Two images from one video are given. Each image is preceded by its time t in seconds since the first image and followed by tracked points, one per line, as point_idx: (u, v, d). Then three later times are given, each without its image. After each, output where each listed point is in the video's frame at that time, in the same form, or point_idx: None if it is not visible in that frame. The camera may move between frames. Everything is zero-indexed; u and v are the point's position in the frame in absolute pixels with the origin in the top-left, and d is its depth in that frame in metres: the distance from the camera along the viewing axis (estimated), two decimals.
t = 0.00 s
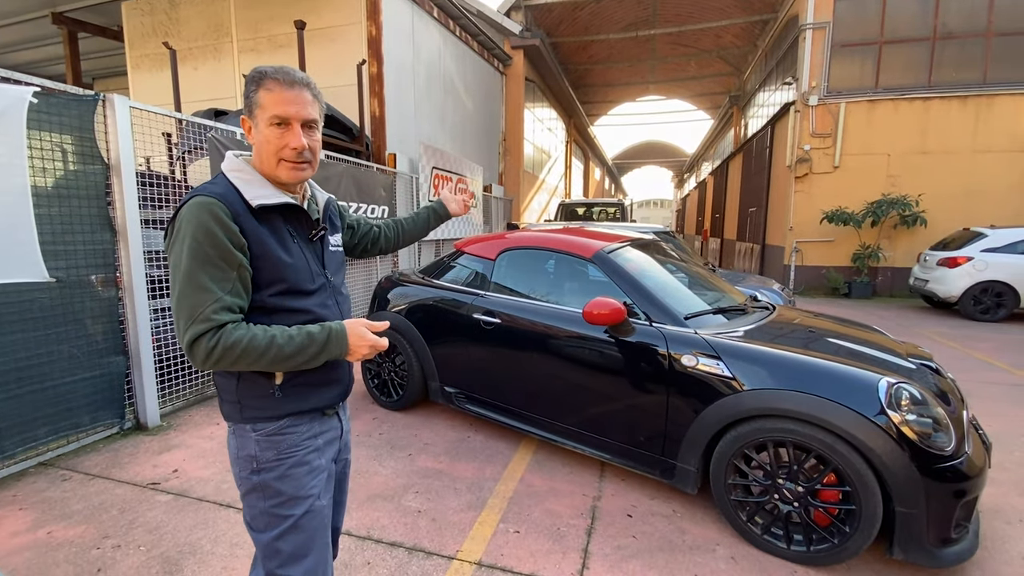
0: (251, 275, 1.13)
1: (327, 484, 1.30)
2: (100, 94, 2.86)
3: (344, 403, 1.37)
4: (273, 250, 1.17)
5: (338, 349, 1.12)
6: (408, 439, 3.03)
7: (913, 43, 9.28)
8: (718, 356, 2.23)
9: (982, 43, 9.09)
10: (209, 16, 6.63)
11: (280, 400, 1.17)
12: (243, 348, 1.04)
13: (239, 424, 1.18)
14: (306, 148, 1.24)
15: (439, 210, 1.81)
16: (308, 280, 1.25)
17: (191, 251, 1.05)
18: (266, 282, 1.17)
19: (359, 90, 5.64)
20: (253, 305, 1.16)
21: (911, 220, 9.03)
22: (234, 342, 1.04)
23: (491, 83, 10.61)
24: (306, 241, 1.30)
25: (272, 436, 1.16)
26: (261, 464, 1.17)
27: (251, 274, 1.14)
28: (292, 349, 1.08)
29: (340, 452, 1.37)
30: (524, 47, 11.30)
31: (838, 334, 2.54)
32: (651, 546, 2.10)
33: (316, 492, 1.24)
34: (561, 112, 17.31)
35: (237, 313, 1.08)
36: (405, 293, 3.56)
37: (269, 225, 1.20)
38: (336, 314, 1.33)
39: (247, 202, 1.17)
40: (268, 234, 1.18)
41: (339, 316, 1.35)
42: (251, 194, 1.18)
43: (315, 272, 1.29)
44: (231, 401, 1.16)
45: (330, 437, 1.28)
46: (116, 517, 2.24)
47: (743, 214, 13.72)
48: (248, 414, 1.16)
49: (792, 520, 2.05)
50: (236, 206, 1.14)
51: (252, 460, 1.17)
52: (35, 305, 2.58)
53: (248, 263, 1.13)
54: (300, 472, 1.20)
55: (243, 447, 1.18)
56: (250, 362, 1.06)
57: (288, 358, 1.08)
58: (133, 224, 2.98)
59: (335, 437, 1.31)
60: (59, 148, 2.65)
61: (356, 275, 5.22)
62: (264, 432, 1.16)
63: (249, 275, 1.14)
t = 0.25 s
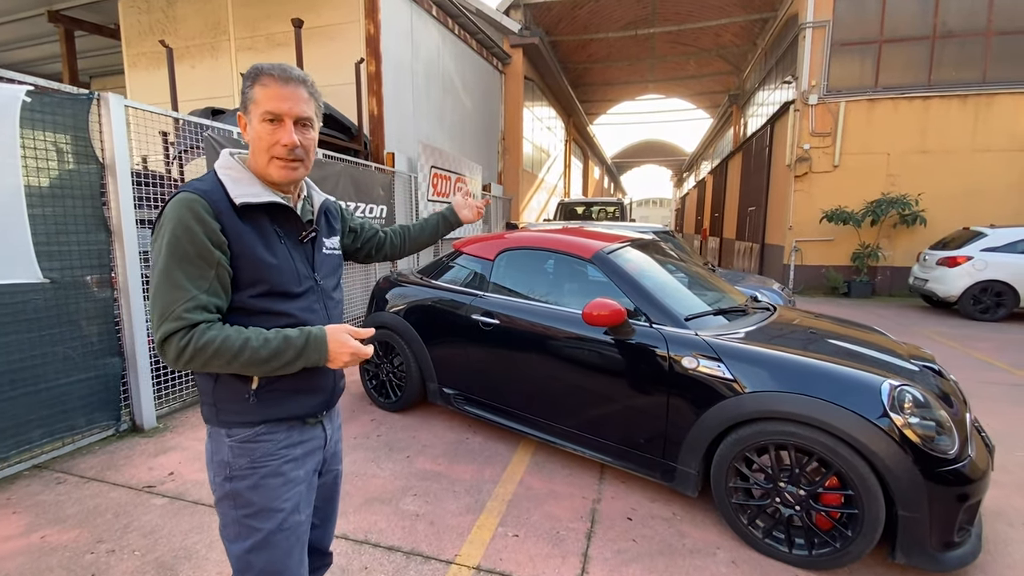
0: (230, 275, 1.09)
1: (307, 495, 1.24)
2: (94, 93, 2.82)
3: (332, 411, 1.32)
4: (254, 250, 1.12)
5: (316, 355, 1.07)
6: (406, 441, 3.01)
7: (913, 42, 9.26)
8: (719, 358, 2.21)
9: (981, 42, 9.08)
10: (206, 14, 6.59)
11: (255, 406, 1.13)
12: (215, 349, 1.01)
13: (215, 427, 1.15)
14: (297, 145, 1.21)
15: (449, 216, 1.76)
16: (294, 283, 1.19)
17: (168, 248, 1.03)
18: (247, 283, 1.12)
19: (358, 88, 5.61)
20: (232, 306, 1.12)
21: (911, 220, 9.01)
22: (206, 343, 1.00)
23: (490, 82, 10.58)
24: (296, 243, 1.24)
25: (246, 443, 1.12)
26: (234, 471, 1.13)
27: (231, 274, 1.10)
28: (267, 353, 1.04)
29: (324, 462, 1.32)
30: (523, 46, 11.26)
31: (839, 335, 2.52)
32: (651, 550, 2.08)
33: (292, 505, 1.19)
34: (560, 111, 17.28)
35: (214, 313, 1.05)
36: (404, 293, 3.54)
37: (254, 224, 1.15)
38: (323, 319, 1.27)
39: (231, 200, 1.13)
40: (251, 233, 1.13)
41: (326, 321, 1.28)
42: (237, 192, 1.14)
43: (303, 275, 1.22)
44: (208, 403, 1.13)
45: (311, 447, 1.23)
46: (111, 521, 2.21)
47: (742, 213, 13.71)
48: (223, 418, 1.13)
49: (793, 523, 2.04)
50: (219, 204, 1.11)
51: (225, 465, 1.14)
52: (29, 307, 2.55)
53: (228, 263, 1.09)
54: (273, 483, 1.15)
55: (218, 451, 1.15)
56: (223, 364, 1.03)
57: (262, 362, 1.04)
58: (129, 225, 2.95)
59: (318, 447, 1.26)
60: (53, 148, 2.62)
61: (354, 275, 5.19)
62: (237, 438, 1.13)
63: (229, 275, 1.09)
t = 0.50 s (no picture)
0: (211, 283, 1.04)
1: (302, 514, 1.19)
2: (91, 92, 2.79)
3: (331, 422, 1.27)
4: (236, 257, 1.08)
5: (304, 366, 1.02)
6: (406, 444, 2.98)
7: (915, 41, 9.21)
8: (724, 362, 2.18)
9: (985, 41, 9.03)
10: (205, 12, 6.55)
11: (244, 422, 1.08)
12: (195, 362, 0.96)
13: (205, 444, 1.11)
14: (282, 143, 1.17)
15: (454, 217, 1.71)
16: (282, 290, 1.14)
17: (144, 257, 0.98)
18: (229, 292, 1.07)
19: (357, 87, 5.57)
20: (216, 315, 1.07)
21: (914, 219, 8.96)
22: (185, 356, 0.96)
23: (491, 80, 10.53)
24: (283, 247, 1.19)
25: (235, 462, 1.08)
26: (223, 491, 1.09)
27: (213, 283, 1.06)
28: (251, 365, 1.00)
29: (323, 478, 1.27)
30: (524, 44, 11.21)
31: (845, 337, 2.49)
32: (655, 557, 2.05)
33: (285, 525, 1.14)
34: (561, 110, 17.23)
35: (195, 323, 1.01)
36: (404, 294, 3.51)
37: (235, 228, 1.10)
38: (314, 326, 1.22)
39: (210, 203, 1.08)
40: (232, 238, 1.08)
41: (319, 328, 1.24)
42: (216, 195, 1.09)
43: (292, 280, 1.18)
44: (197, 419, 1.09)
45: (306, 463, 1.18)
46: (107, 526, 2.18)
47: (744, 212, 13.67)
48: (212, 435, 1.08)
49: (799, 530, 2.01)
50: (197, 208, 1.06)
51: (214, 484, 1.09)
52: (24, 309, 2.52)
53: (209, 271, 1.04)
54: (264, 504, 1.10)
55: (207, 470, 1.10)
56: (204, 377, 0.99)
57: (246, 374, 0.99)
58: (127, 226, 2.92)
59: (314, 463, 1.21)
60: (48, 147, 2.58)
61: (354, 275, 5.16)
62: (227, 456, 1.08)
63: (210, 284, 1.05)
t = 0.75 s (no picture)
0: (199, 292, 1.00)
1: (300, 535, 1.16)
2: (94, 93, 2.77)
3: (332, 436, 1.24)
4: (226, 264, 1.03)
5: (299, 377, 0.97)
6: (410, 448, 2.95)
7: (924, 39, 9.11)
8: (735, 367, 2.13)
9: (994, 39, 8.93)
10: (209, 13, 6.54)
11: (241, 440, 1.04)
12: (183, 378, 0.92)
13: (198, 464, 1.07)
14: (272, 138, 1.11)
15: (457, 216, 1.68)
16: (275, 297, 1.09)
17: (125, 268, 0.93)
18: (219, 302, 1.03)
19: (362, 88, 5.55)
20: (206, 327, 1.03)
21: (922, 220, 8.87)
22: (171, 371, 0.91)
23: (495, 80, 10.50)
24: (276, 252, 1.15)
25: (231, 483, 1.04)
26: (218, 513, 1.05)
27: (201, 292, 1.01)
28: (242, 378, 0.95)
29: (324, 494, 1.23)
30: (529, 44, 11.17)
31: (858, 342, 2.44)
32: (664, 567, 2.01)
33: (282, 546, 1.11)
34: (565, 110, 17.18)
35: (183, 336, 0.96)
36: (408, 296, 3.48)
37: (225, 233, 1.06)
38: (312, 334, 1.18)
39: (196, 208, 1.03)
40: (221, 245, 1.04)
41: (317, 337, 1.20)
42: (202, 199, 1.04)
43: (287, 287, 1.13)
44: (189, 438, 1.05)
45: (306, 480, 1.15)
46: (109, 532, 2.16)
47: (749, 212, 13.57)
48: (206, 455, 1.04)
49: (812, 540, 1.96)
50: (181, 214, 1.01)
51: (209, 506, 1.05)
52: (28, 312, 2.51)
53: (197, 280, 1.00)
54: (262, 526, 1.07)
55: (200, 491, 1.06)
56: (193, 394, 0.94)
57: (238, 389, 0.95)
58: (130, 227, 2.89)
59: (315, 480, 1.17)
60: (51, 149, 2.56)
61: (358, 277, 5.14)
62: (222, 477, 1.04)
63: (198, 293, 1.00)
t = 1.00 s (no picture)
0: (200, 298, 0.94)
1: (305, 557, 1.13)
2: (107, 96, 2.77)
3: (341, 452, 1.20)
4: (226, 271, 0.98)
5: (311, 370, 0.84)
6: (421, 453, 2.92)
7: (944, 36, 8.90)
8: (757, 376, 2.07)
9: (1019, 35, 8.69)
10: (222, 15, 6.58)
11: (245, 462, 0.99)
12: (184, 383, 0.82)
13: (199, 487, 1.01)
14: (275, 138, 1.08)
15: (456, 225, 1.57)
16: (278, 306, 1.05)
17: (124, 273, 0.88)
18: (220, 312, 0.97)
19: (373, 88, 5.54)
20: (209, 338, 0.97)
21: (942, 220, 8.66)
22: (172, 378, 0.82)
23: (506, 79, 10.45)
24: (277, 257, 1.11)
25: (235, 508, 1.00)
26: (221, 540, 1.01)
27: (201, 300, 0.95)
28: (247, 380, 0.84)
29: (332, 512, 1.20)
30: (540, 43, 11.10)
31: (883, 349, 2.36)
32: None
33: (288, 571, 1.08)
34: (576, 109, 17.09)
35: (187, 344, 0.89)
36: (419, 298, 3.44)
37: (223, 238, 1.01)
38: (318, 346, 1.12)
39: (191, 211, 0.99)
40: (220, 251, 0.99)
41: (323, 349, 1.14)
42: (197, 202, 0.99)
43: (290, 295, 1.09)
44: (190, 459, 1.00)
45: (313, 501, 1.11)
46: (121, 536, 2.16)
47: (763, 212, 13.38)
48: (208, 478, 0.99)
49: (837, 555, 1.89)
50: (177, 218, 0.96)
51: (211, 533, 1.01)
52: (42, 315, 2.52)
53: (196, 286, 0.94)
54: (267, 553, 1.04)
55: (202, 516, 1.02)
56: (197, 404, 0.84)
57: (245, 392, 0.84)
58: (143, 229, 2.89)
59: (322, 501, 1.13)
60: (64, 151, 2.57)
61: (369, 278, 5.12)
62: (226, 502, 1.00)
63: (199, 300, 0.95)
